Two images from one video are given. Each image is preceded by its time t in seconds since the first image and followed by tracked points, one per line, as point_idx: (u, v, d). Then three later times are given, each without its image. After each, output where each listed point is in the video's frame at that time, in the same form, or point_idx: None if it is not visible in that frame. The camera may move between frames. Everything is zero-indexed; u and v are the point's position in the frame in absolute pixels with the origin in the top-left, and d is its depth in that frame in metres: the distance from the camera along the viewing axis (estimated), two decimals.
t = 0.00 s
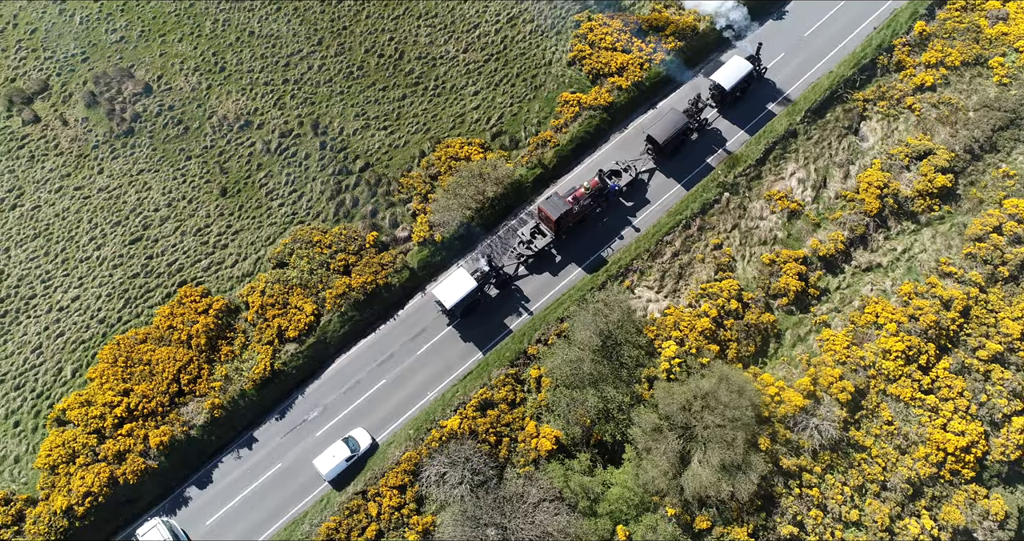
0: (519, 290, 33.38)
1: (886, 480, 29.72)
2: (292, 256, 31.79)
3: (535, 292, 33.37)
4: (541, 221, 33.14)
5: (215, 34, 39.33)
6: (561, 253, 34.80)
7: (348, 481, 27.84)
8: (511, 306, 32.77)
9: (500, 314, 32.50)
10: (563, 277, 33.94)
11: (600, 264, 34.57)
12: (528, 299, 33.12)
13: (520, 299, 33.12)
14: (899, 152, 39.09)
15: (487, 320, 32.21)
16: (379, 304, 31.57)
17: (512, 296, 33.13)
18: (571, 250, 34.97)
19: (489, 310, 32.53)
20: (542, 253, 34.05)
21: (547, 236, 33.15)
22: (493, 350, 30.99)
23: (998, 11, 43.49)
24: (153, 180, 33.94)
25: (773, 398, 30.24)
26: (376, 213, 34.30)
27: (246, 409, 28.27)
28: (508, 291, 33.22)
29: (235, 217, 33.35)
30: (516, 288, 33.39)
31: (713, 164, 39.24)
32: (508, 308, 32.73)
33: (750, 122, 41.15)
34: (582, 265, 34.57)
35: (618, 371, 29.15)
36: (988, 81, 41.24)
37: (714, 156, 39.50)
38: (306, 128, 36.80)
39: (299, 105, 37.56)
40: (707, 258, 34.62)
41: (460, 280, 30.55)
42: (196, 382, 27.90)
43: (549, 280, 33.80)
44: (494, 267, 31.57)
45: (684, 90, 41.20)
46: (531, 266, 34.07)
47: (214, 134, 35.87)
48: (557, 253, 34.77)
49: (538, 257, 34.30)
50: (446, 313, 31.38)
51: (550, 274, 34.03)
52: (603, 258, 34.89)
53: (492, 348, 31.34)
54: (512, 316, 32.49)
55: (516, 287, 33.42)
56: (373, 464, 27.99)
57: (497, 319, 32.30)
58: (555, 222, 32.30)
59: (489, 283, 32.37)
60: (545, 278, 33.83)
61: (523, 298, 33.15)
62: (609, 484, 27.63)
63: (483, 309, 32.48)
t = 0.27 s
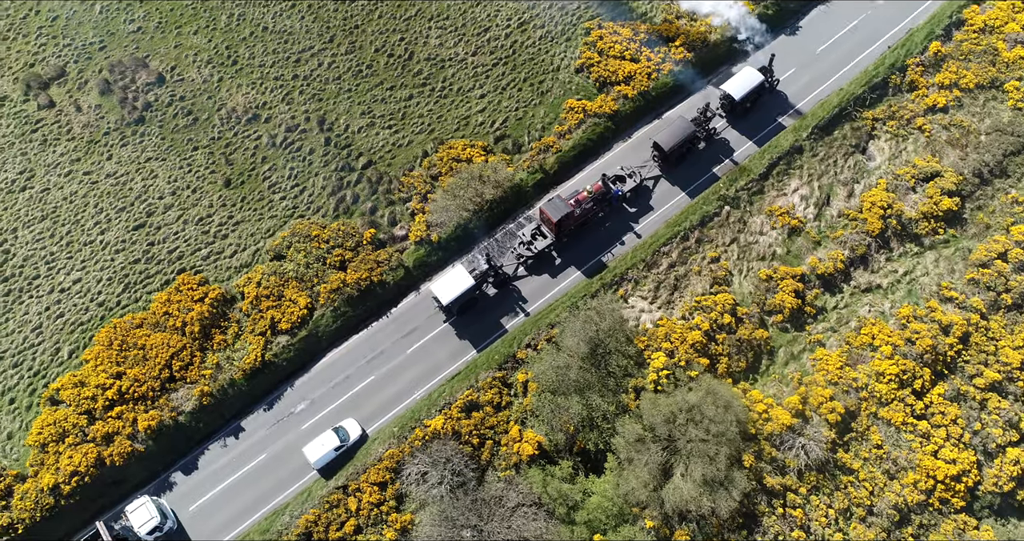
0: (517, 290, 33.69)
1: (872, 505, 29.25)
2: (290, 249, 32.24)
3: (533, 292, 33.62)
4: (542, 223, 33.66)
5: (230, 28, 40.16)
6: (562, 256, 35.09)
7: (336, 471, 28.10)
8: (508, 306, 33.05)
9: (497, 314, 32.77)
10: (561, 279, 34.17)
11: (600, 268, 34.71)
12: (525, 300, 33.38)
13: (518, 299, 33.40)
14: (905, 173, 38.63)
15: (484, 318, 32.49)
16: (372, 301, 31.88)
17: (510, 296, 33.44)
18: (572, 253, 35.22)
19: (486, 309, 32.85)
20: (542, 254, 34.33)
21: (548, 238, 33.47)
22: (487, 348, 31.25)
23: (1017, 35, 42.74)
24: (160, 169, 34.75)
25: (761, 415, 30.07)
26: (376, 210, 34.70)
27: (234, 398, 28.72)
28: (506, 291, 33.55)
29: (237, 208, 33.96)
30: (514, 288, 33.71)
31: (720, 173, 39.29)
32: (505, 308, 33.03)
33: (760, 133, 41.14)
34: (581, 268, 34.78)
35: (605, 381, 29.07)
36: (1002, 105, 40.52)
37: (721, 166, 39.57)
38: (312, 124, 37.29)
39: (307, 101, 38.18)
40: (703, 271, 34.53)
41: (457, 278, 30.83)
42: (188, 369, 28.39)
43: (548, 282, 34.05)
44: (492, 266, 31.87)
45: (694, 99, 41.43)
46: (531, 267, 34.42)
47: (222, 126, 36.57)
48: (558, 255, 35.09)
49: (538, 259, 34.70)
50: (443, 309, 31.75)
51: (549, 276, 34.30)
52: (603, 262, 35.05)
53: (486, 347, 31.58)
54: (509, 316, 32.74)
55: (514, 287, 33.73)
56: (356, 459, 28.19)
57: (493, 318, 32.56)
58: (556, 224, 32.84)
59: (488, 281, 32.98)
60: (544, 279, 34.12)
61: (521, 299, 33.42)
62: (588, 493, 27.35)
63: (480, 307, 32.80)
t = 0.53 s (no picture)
0: (515, 300, 33.96)
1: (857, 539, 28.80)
2: (287, 252, 32.79)
3: (531, 303, 33.86)
4: (543, 234, 33.94)
5: (244, 33, 41.65)
6: (562, 268, 35.31)
7: (325, 470, 28.42)
8: (505, 315, 33.32)
9: (493, 323, 33.02)
10: (559, 291, 34.38)
11: (599, 282, 34.88)
12: (522, 310, 33.62)
13: (516, 309, 33.64)
14: (910, 204, 38.26)
15: (480, 327, 32.76)
16: (365, 307, 32.20)
17: (508, 305, 33.72)
18: (572, 266, 35.41)
19: (482, 318, 33.10)
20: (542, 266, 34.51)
21: (548, 250, 33.67)
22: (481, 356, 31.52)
23: None
24: (168, 168, 35.82)
25: (748, 441, 29.82)
26: (375, 218, 35.21)
27: (223, 397, 29.16)
28: (504, 300, 33.88)
29: (240, 209, 34.79)
30: (512, 297, 33.96)
31: (726, 193, 39.31)
32: (502, 317, 33.29)
33: (768, 155, 41.16)
34: (579, 281, 34.94)
35: (591, 399, 29.00)
36: (1013, 139, 40.03)
37: (727, 185, 39.64)
38: (318, 131, 38.42)
39: (314, 107, 39.37)
40: (698, 293, 34.41)
41: (455, 284, 31.34)
42: (180, 365, 28.90)
43: (546, 294, 34.26)
44: (491, 275, 32.31)
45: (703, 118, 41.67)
46: (530, 278, 34.70)
47: (230, 128, 37.67)
48: (558, 267, 35.34)
49: (537, 270, 34.90)
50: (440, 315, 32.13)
51: (548, 287, 34.54)
52: (603, 276, 35.21)
53: (481, 355, 31.81)
54: (505, 325, 32.98)
55: (512, 297, 34.02)
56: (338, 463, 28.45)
57: (489, 327, 32.84)
58: (556, 236, 33.10)
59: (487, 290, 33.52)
60: (542, 291, 34.34)
61: (517, 309, 33.65)
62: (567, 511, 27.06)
63: (477, 315, 33.09)
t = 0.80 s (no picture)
0: (513, 320, 34.34)
1: None
2: (286, 265, 33.36)
3: (529, 324, 34.22)
4: (545, 256, 34.46)
5: (259, 50, 43.42)
6: (562, 290, 35.70)
7: (314, 478, 28.67)
8: (503, 335, 33.68)
9: (491, 342, 33.35)
10: (558, 313, 34.73)
11: (598, 307, 35.13)
12: (520, 330, 33.95)
13: (514, 329, 33.97)
14: (913, 245, 37.87)
15: (477, 345, 33.10)
16: (359, 323, 32.54)
17: (506, 325, 34.12)
18: (572, 289, 35.81)
19: (480, 336, 33.46)
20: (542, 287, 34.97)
21: (549, 272, 34.13)
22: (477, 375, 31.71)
23: None
24: (177, 178, 36.87)
25: (734, 478, 29.39)
26: (375, 235, 35.74)
27: (214, 405, 29.55)
28: (503, 319, 34.28)
29: (243, 221, 35.56)
30: (511, 317, 34.40)
31: (730, 223, 39.55)
32: (499, 336, 33.65)
33: (775, 187, 41.31)
34: (579, 305, 35.27)
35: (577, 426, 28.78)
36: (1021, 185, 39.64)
37: (731, 216, 39.88)
38: (326, 147, 39.30)
39: (324, 124, 40.42)
40: (692, 324, 34.25)
41: (454, 301, 31.56)
42: (173, 372, 29.44)
43: (545, 315, 34.66)
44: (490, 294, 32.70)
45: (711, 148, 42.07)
46: (530, 298, 35.13)
47: (241, 142, 38.83)
48: (558, 289, 35.73)
49: (537, 291, 35.36)
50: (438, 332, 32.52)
51: (547, 309, 34.91)
52: (602, 300, 35.47)
53: (475, 373, 32.03)
54: (502, 345, 33.31)
55: (511, 316, 34.43)
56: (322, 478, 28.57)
57: (486, 345, 33.20)
58: (557, 258, 33.61)
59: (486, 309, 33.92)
60: (541, 312, 34.74)
61: (515, 329, 34.01)
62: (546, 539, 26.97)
63: (474, 333, 33.46)
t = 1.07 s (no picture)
0: (512, 346, 34.57)
1: None
2: (285, 283, 34.05)
3: (528, 350, 34.39)
4: (547, 284, 35.00)
5: (271, 73, 45.95)
6: (563, 318, 35.88)
7: (304, 494, 28.67)
8: (501, 360, 33.85)
9: (488, 366, 33.52)
10: (557, 341, 34.89)
11: (598, 336, 35.22)
12: (518, 357, 34.10)
13: (513, 355, 34.15)
14: (916, 291, 37.47)
15: (474, 369, 33.25)
16: (354, 345, 32.85)
17: (505, 350, 34.30)
18: (573, 317, 36.01)
19: (478, 361, 33.63)
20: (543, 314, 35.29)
21: (550, 299, 34.69)
22: (472, 399, 31.78)
23: None
24: (189, 195, 38.39)
25: (721, 521, 28.84)
26: (376, 258, 36.37)
27: (205, 419, 29.90)
28: (502, 345, 34.46)
29: (249, 239, 36.63)
30: (511, 343, 34.64)
31: (735, 259, 39.63)
32: (498, 361, 33.83)
33: (782, 225, 41.41)
34: (579, 334, 35.38)
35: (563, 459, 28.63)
36: None
37: (737, 252, 39.97)
38: (334, 171, 40.45)
39: (334, 149, 41.68)
40: (686, 362, 34.17)
41: (453, 324, 31.98)
42: (168, 383, 29.98)
43: (544, 342, 34.79)
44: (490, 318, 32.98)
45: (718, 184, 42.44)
46: (530, 325, 35.42)
47: (252, 163, 40.35)
48: (559, 317, 35.91)
49: (538, 318, 35.58)
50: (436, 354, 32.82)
51: (546, 337, 35.13)
52: (603, 330, 35.57)
53: (471, 397, 32.12)
54: (499, 370, 33.44)
55: (510, 342, 34.66)
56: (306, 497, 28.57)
57: (484, 370, 33.32)
58: (558, 286, 34.08)
59: (485, 333, 34.13)
60: (540, 339, 34.89)
61: (513, 355, 34.14)
62: None
63: (472, 357, 33.63)
